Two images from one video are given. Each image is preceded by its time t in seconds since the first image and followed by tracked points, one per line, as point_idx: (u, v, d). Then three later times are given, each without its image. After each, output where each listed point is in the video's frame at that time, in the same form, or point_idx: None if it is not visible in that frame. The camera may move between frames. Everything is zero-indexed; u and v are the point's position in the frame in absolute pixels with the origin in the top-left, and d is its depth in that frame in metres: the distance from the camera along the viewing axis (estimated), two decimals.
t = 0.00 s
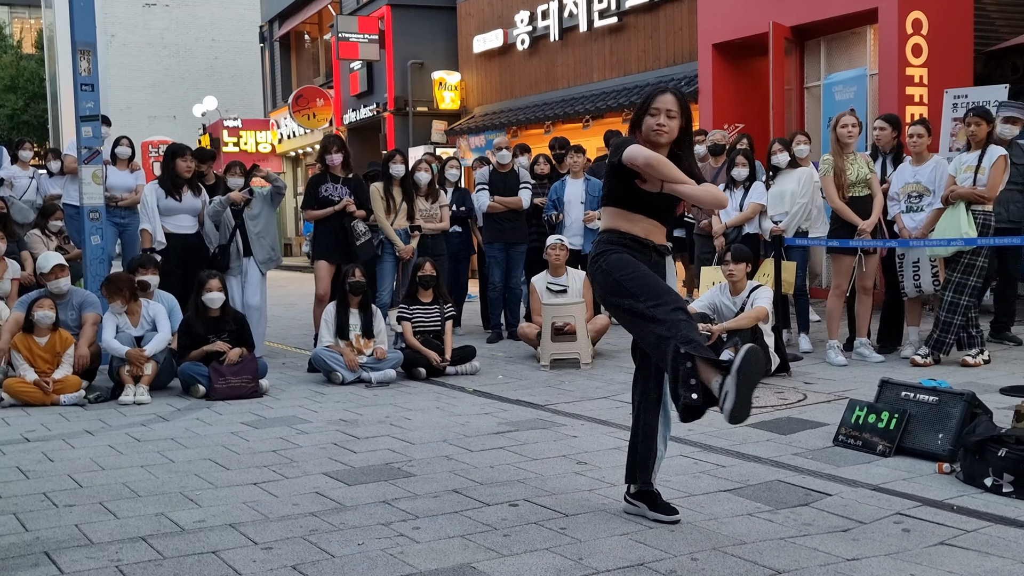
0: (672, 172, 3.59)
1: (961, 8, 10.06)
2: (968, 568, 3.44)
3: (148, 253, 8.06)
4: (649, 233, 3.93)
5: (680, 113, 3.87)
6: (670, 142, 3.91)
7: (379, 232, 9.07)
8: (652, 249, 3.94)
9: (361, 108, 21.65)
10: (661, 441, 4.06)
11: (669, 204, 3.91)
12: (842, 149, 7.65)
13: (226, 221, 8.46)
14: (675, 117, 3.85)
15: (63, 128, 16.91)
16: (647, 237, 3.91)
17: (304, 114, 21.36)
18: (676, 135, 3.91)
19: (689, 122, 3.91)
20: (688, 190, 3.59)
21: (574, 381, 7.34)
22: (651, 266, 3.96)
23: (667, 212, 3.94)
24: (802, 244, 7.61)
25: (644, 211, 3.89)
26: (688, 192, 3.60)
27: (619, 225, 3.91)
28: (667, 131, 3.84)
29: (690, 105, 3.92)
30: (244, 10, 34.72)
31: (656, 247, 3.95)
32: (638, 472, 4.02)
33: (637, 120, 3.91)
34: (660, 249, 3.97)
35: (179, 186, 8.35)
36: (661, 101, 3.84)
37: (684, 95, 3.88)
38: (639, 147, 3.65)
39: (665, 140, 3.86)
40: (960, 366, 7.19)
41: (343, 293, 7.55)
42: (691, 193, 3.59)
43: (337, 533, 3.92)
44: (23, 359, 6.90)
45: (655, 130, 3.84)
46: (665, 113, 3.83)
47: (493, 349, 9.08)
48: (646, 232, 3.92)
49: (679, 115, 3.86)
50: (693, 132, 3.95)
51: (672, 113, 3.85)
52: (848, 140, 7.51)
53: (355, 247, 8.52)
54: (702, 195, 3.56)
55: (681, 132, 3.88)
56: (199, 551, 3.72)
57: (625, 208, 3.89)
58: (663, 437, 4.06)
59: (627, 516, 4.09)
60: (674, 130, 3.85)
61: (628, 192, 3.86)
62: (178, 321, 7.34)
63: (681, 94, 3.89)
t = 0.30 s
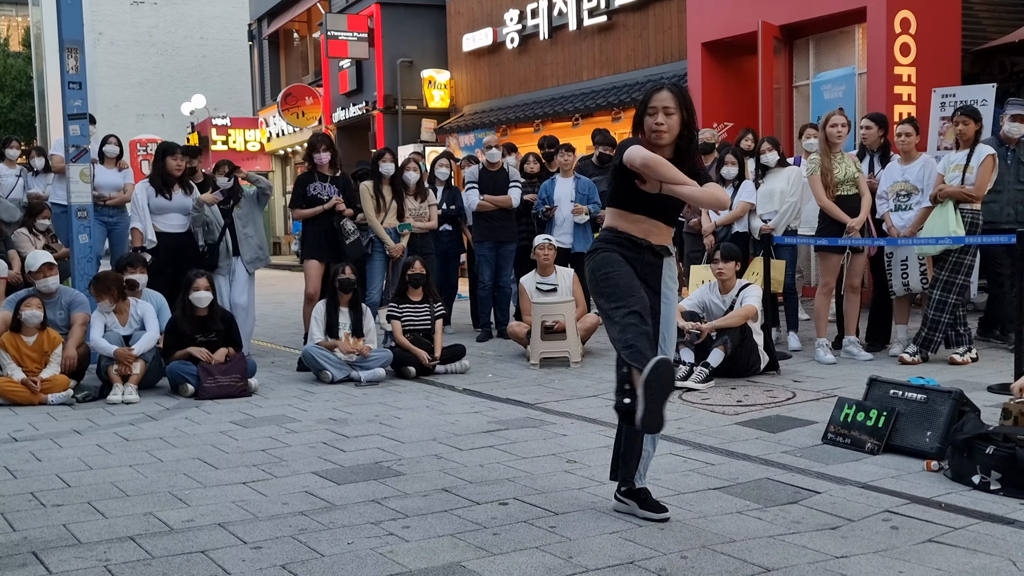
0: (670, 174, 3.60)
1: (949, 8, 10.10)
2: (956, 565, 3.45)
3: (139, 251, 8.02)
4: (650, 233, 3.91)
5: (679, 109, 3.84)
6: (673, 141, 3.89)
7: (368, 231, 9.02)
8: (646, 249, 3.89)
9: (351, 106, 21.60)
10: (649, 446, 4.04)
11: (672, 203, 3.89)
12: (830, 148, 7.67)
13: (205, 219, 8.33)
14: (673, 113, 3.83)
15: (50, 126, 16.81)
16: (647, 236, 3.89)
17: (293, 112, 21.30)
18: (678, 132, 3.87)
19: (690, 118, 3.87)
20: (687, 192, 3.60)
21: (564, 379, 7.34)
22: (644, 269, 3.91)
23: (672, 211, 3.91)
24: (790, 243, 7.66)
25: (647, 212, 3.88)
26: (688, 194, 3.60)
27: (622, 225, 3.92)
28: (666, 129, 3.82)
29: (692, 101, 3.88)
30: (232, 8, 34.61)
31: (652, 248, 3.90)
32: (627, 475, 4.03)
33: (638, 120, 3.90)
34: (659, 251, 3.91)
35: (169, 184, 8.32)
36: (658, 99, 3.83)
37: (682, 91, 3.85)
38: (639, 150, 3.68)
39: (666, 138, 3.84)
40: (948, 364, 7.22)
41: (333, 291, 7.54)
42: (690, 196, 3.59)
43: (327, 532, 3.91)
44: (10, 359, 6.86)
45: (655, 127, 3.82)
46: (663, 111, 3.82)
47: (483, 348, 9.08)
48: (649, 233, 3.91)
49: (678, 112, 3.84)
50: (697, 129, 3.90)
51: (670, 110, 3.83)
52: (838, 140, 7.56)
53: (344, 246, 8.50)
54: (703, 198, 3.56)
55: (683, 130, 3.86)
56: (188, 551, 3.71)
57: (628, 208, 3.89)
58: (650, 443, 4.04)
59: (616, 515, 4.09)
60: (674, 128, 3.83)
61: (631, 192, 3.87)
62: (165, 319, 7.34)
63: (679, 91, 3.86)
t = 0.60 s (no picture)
0: (662, 176, 3.64)
1: (940, 8, 10.12)
2: (947, 564, 3.46)
3: (129, 250, 8.02)
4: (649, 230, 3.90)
5: (692, 110, 3.82)
6: (685, 142, 3.88)
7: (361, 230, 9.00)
8: (644, 246, 3.87)
9: (343, 105, 21.58)
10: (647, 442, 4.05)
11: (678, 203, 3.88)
12: (822, 148, 7.69)
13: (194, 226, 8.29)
14: (686, 115, 3.81)
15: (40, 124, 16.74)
16: (645, 232, 3.87)
17: (285, 111, 21.27)
18: (691, 134, 3.86)
19: (705, 119, 3.85)
20: (676, 197, 3.65)
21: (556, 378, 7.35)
22: (640, 265, 3.89)
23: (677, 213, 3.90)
24: (783, 241, 7.68)
25: (651, 210, 3.86)
26: (677, 200, 3.66)
27: (625, 221, 3.90)
28: (677, 129, 3.81)
29: (708, 104, 3.86)
30: (224, 6, 34.51)
31: (650, 245, 3.88)
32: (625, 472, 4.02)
33: (652, 120, 3.90)
34: (657, 249, 3.91)
35: (162, 183, 8.31)
36: (671, 100, 3.82)
37: (697, 93, 3.84)
38: (637, 142, 3.71)
39: (678, 138, 3.83)
40: (940, 363, 7.24)
41: (326, 289, 7.55)
42: (680, 202, 3.65)
43: (319, 531, 3.90)
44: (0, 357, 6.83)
45: (667, 127, 3.82)
46: (675, 111, 3.81)
47: (476, 347, 9.07)
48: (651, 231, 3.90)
49: (691, 113, 3.83)
50: (712, 131, 3.88)
51: (682, 111, 3.82)
52: (828, 139, 7.55)
53: (336, 245, 8.53)
54: (694, 207, 3.65)
55: (695, 132, 3.84)
56: (179, 550, 3.70)
57: (632, 205, 3.88)
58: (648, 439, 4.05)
59: (609, 514, 4.09)
60: (686, 129, 3.82)
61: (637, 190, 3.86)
62: (157, 318, 7.35)
63: (695, 92, 3.85)
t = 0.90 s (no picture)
0: (658, 173, 3.67)
1: (934, 8, 10.14)
2: (940, 562, 3.47)
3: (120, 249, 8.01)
4: (648, 228, 3.90)
5: (708, 114, 3.83)
6: (700, 146, 3.89)
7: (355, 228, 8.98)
8: (640, 244, 3.89)
9: (337, 103, 21.56)
10: (641, 440, 4.05)
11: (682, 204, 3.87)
12: (817, 147, 7.71)
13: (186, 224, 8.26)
14: (701, 118, 3.83)
15: (32, 122, 16.68)
16: (642, 230, 3.88)
17: (279, 109, 21.25)
18: (707, 137, 3.86)
19: (721, 124, 3.86)
20: (670, 196, 3.68)
21: (550, 377, 7.35)
22: (634, 262, 3.91)
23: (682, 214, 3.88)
24: (776, 241, 7.73)
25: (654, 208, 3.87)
26: (670, 197, 3.69)
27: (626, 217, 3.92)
28: (691, 131, 3.83)
29: (726, 110, 3.87)
30: (218, 4, 34.50)
31: (645, 244, 3.89)
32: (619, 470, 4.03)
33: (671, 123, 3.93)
34: (654, 247, 3.91)
35: (154, 181, 8.30)
36: (688, 103, 3.86)
37: (715, 99, 3.86)
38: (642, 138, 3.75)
39: (691, 141, 3.84)
40: (932, 362, 7.26)
41: (319, 288, 7.55)
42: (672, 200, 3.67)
43: (313, 530, 3.90)
44: None
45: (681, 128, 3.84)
46: (690, 114, 3.84)
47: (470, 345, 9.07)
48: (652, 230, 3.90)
49: (707, 117, 3.84)
50: (728, 138, 3.88)
51: (698, 114, 3.84)
52: (824, 138, 7.62)
53: (330, 243, 8.51)
54: (684, 208, 3.67)
55: (709, 136, 3.85)
56: (173, 549, 3.69)
57: (636, 202, 3.90)
58: (641, 437, 4.05)
59: (603, 513, 4.10)
60: (700, 132, 3.83)
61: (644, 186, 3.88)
62: (151, 317, 7.32)
63: (714, 98, 3.87)
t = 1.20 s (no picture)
0: (657, 170, 3.70)
1: (927, 8, 10.17)
2: (934, 562, 3.48)
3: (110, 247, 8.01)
4: (633, 220, 3.93)
5: (717, 114, 3.84)
6: (705, 146, 3.89)
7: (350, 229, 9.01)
8: (622, 236, 3.94)
9: (331, 103, 21.55)
10: (633, 431, 4.06)
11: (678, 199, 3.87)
12: (812, 146, 7.70)
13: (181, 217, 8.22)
14: (708, 118, 3.84)
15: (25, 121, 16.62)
16: (627, 223, 3.92)
17: (273, 108, 21.23)
18: (712, 137, 3.86)
19: (730, 127, 3.85)
20: (667, 193, 3.70)
21: (544, 376, 7.36)
22: (617, 256, 3.95)
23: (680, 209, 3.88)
24: (770, 240, 7.70)
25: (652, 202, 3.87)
26: (666, 194, 3.70)
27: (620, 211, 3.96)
28: (695, 129, 3.84)
29: (737, 112, 3.87)
30: (212, 3, 34.54)
31: (628, 237, 3.93)
32: (613, 460, 4.07)
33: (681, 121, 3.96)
34: (635, 241, 3.93)
35: (145, 179, 8.30)
36: (698, 102, 3.87)
37: (726, 100, 3.86)
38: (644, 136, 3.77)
39: (694, 139, 3.85)
40: (926, 362, 7.27)
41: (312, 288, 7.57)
42: (670, 197, 3.69)
43: (307, 530, 3.90)
44: None
45: (686, 126, 3.86)
46: (698, 113, 3.85)
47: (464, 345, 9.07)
48: (641, 224, 3.92)
49: (715, 118, 3.85)
50: (735, 140, 3.87)
51: (705, 114, 3.85)
52: (818, 138, 7.55)
53: (323, 242, 8.45)
54: (678, 202, 3.68)
55: (715, 137, 3.85)
56: (167, 549, 3.69)
57: (633, 196, 3.91)
58: (632, 428, 4.06)
59: (598, 512, 4.10)
60: (705, 132, 3.84)
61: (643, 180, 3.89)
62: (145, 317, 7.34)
63: (724, 99, 3.87)
